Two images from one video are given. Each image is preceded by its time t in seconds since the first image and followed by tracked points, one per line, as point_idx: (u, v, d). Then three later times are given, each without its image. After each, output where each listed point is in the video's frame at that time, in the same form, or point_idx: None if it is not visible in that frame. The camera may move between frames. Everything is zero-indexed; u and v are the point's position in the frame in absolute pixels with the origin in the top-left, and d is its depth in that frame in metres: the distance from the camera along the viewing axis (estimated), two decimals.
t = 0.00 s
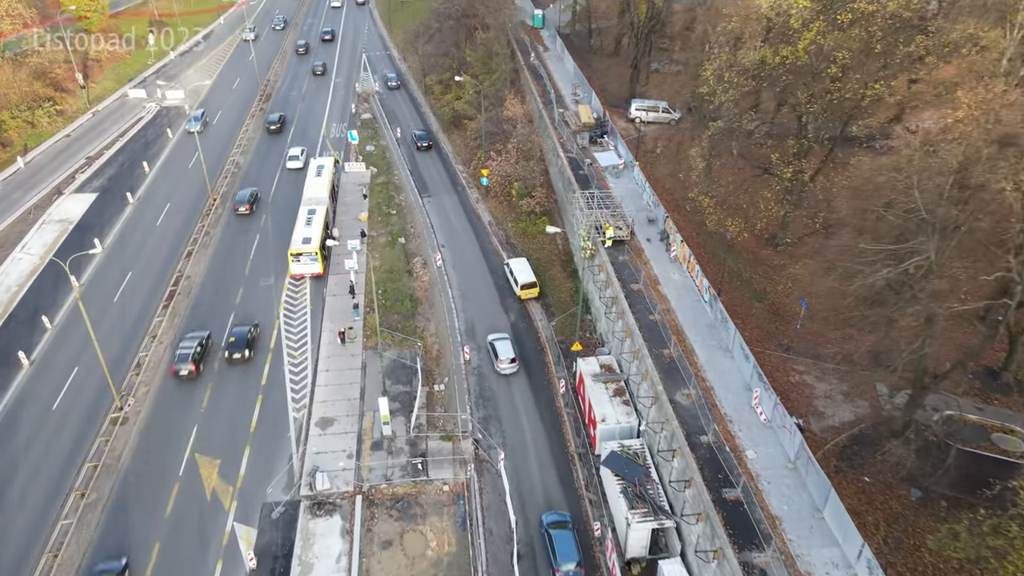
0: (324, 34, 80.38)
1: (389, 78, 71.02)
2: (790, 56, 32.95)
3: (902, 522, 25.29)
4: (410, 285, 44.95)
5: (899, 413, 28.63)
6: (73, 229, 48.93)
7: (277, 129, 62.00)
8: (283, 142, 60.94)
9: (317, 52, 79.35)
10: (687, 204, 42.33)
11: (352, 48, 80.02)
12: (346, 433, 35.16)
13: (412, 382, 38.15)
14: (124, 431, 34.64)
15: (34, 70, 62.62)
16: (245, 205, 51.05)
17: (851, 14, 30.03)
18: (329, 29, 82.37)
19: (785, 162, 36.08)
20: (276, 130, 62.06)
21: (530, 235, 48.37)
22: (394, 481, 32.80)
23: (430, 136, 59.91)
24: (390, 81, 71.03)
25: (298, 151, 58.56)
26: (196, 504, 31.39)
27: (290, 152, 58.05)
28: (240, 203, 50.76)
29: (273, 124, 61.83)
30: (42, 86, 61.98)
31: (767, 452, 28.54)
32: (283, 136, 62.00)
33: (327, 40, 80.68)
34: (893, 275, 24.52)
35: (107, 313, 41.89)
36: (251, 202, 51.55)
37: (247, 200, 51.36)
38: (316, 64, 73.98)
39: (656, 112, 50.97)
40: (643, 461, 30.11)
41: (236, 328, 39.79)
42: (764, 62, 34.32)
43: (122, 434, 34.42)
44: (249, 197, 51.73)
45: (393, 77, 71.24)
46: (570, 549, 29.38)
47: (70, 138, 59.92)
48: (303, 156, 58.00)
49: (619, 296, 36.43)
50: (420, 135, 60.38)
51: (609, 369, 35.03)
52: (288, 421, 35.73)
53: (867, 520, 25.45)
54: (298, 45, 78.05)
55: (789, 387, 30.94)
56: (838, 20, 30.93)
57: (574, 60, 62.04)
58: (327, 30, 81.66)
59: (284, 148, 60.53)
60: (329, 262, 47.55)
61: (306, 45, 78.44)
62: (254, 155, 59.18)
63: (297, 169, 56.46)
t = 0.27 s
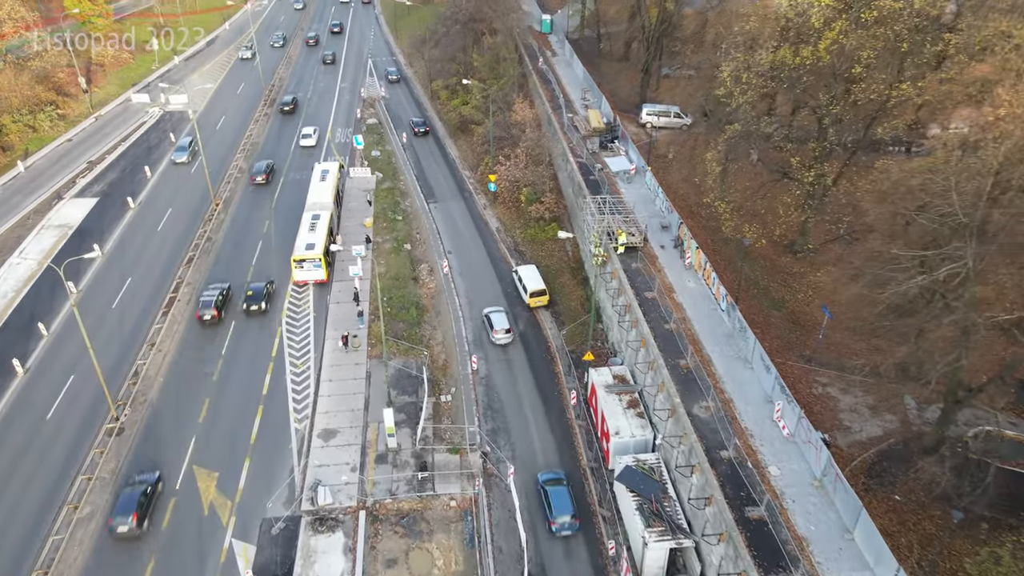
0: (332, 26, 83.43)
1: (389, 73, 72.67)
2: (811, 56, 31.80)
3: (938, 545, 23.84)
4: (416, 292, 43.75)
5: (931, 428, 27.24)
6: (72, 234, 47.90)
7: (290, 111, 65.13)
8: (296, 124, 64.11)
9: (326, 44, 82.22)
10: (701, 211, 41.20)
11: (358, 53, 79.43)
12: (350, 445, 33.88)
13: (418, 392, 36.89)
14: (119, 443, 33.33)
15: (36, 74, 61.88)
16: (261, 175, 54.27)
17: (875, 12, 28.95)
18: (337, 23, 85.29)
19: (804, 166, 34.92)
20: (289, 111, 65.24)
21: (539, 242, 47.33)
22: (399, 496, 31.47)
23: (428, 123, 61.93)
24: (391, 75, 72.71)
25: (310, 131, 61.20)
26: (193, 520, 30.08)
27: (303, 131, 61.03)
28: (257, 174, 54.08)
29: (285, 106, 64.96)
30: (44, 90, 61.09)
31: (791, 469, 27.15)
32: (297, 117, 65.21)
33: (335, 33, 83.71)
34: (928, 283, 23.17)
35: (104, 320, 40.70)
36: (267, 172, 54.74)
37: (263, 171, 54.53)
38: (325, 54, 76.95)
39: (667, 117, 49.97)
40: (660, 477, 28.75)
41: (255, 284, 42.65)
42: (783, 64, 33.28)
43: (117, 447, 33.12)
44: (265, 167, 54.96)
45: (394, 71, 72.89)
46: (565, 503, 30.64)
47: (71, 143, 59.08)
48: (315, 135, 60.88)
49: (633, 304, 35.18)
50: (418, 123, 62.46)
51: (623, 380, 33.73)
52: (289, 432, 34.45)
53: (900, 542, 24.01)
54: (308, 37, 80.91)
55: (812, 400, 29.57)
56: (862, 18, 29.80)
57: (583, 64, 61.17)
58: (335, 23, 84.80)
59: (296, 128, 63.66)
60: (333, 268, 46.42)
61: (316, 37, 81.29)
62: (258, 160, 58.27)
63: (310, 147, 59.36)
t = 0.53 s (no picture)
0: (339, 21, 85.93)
1: (391, 68, 73.97)
2: (827, 55, 30.95)
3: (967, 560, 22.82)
4: (421, 297, 42.92)
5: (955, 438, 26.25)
6: (73, 236, 47.21)
7: (300, 98, 67.62)
8: (306, 110, 66.60)
9: (333, 38, 84.56)
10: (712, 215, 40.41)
11: (363, 56, 79.00)
12: (353, 453, 32.98)
13: (423, 399, 35.98)
14: (116, 450, 32.49)
15: (38, 75, 61.32)
16: (273, 155, 56.58)
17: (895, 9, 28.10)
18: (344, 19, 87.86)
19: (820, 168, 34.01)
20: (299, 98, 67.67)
21: (546, 246, 46.61)
22: (403, 506, 30.54)
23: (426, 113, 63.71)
24: (392, 70, 73.98)
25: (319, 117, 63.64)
26: (192, 529, 29.19)
27: (312, 117, 63.62)
28: (294, 92, 66.91)
29: (296, 93, 67.42)
30: (45, 92, 60.57)
31: (810, 480, 26.19)
32: (306, 105, 67.64)
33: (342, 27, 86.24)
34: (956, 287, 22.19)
35: (104, 324, 40.01)
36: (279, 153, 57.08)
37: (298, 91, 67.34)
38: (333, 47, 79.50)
39: (676, 120, 49.30)
40: (674, 488, 27.81)
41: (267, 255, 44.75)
42: (799, 63, 32.48)
43: (115, 454, 32.28)
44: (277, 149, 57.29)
45: (395, 66, 74.14)
46: (562, 470, 31.46)
47: (73, 145, 58.52)
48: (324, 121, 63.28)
49: (644, 309, 34.30)
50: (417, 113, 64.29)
51: (634, 387, 32.82)
52: (291, 440, 33.57)
53: (926, 557, 22.99)
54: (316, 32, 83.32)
55: (831, 409, 28.62)
56: (880, 16, 28.98)
57: (591, 67, 60.56)
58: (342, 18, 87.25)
59: (306, 114, 66.08)
60: (336, 272, 45.65)
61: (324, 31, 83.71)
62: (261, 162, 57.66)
63: (320, 131, 61.99)
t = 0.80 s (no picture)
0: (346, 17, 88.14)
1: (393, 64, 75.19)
2: (843, 55, 30.24)
3: None
4: (426, 301, 42.12)
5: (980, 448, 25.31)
6: (73, 238, 46.59)
7: (308, 88, 69.77)
8: (314, 99, 68.77)
9: (340, 33, 86.63)
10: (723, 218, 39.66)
11: (367, 58, 78.61)
12: (356, 460, 32.17)
13: (428, 404, 35.15)
14: (114, 456, 31.67)
15: (41, 77, 61.11)
16: (284, 140, 58.72)
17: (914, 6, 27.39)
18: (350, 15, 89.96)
19: (835, 169, 33.20)
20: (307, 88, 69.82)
21: (553, 249, 45.91)
22: (408, 515, 29.69)
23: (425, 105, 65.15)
24: (393, 66, 75.18)
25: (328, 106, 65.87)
26: (191, 538, 28.35)
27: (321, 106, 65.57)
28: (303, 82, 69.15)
29: (305, 83, 69.60)
30: (48, 94, 60.32)
31: (830, 491, 25.30)
32: (314, 94, 69.87)
33: (348, 23, 88.51)
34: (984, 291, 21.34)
35: (104, 326, 39.30)
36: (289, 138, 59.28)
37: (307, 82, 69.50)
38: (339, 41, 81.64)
39: (685, 122, 48.59)
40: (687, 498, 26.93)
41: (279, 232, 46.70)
42: (814, 62, 31.76)
43: (112, 460, 31.47)
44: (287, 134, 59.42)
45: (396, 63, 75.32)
46: (559, 441, 32.32)
47: (75, 147, 58.03)
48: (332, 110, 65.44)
49: (655, 314, 33.49)
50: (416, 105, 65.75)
51: (645, 394, 31.99)
52: (293, 446, 32.77)
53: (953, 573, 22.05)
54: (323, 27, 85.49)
55: (849, 417, 27.72)
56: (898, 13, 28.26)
57: (598, 70, 59.97)
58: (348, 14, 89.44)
59: (314, 103, 68.24)
60: (340, 275, 44.93)
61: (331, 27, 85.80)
62: (264, 165, 57.09)
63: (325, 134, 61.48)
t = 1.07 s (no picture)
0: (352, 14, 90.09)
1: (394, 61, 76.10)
2: (858, 54, 29.58)
3: None
4: (430, 305, 41.41)
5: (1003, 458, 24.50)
6: (74, 240, 46.07)
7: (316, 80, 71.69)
8: (322, 91, 70.73)
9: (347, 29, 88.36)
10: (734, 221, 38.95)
11: (372, 61, 78.24)
12: (359, 466, 31.45)
13: (433, 410, 34.42)
14: (112, 463, 30.93)
15: (44, 79, 60.81)
16: (293, 128, 60.77)
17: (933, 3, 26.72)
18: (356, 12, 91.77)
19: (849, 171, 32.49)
20: (315, 81, 71.75)
21: (559, 252, 45.26)
22: (412, 524, 28.94)
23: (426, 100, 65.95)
24: (395, 64, 75.92)
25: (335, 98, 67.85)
26: (190, 547, 27.60)
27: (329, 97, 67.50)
28: (311, 75, 71.12)
29: (313, 76, 71.56)
30: (50, 96, 59.96)
31: (848, 501, 24.52)
32: (322, 86, 71.80)
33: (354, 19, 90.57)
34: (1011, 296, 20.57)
35: (104, 330, 38.68)
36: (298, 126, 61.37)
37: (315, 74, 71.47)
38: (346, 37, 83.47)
39: (693, 124, 47.79)
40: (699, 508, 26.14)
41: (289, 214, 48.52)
42: (828, 62, 31.11)
43: (111, 467, 30.77)
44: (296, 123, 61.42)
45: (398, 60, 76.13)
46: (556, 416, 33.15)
47: (77, 149, 57.58)
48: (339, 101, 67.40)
49: (665, 318, 32.76)
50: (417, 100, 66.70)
51: (655, 400, 31.23)
52: (295, 452, 32.10)
53: None
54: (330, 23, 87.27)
55: (867, 425, 26.93)
56: (915, 11, 27.61)
57: (604, 72, 59.40)
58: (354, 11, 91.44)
59: (322, 95, 70.13)
60: (343, 278, 44.29)
61: (337, 23, 87.49)
62: (268, 167, 56.64)
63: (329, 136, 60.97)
